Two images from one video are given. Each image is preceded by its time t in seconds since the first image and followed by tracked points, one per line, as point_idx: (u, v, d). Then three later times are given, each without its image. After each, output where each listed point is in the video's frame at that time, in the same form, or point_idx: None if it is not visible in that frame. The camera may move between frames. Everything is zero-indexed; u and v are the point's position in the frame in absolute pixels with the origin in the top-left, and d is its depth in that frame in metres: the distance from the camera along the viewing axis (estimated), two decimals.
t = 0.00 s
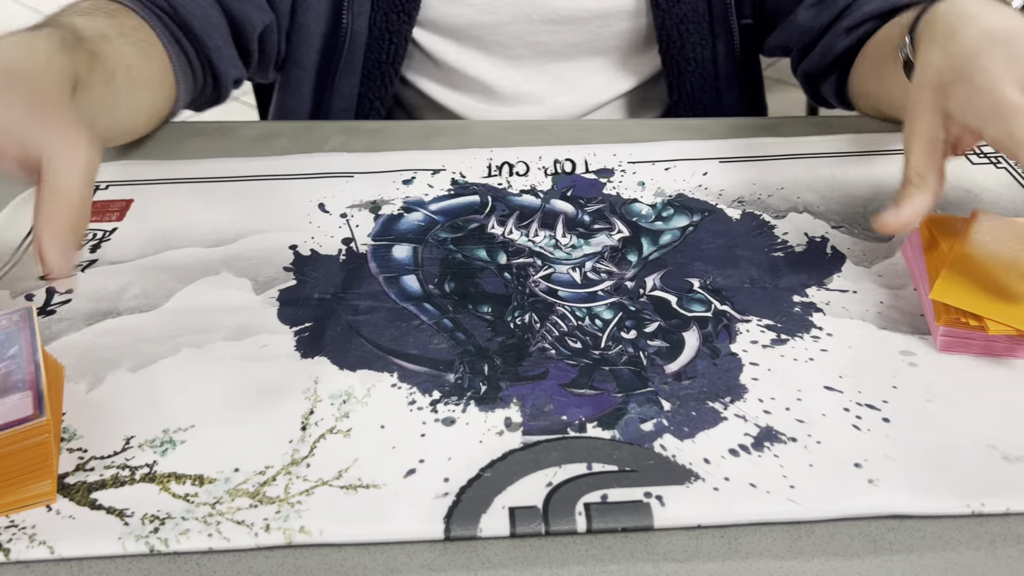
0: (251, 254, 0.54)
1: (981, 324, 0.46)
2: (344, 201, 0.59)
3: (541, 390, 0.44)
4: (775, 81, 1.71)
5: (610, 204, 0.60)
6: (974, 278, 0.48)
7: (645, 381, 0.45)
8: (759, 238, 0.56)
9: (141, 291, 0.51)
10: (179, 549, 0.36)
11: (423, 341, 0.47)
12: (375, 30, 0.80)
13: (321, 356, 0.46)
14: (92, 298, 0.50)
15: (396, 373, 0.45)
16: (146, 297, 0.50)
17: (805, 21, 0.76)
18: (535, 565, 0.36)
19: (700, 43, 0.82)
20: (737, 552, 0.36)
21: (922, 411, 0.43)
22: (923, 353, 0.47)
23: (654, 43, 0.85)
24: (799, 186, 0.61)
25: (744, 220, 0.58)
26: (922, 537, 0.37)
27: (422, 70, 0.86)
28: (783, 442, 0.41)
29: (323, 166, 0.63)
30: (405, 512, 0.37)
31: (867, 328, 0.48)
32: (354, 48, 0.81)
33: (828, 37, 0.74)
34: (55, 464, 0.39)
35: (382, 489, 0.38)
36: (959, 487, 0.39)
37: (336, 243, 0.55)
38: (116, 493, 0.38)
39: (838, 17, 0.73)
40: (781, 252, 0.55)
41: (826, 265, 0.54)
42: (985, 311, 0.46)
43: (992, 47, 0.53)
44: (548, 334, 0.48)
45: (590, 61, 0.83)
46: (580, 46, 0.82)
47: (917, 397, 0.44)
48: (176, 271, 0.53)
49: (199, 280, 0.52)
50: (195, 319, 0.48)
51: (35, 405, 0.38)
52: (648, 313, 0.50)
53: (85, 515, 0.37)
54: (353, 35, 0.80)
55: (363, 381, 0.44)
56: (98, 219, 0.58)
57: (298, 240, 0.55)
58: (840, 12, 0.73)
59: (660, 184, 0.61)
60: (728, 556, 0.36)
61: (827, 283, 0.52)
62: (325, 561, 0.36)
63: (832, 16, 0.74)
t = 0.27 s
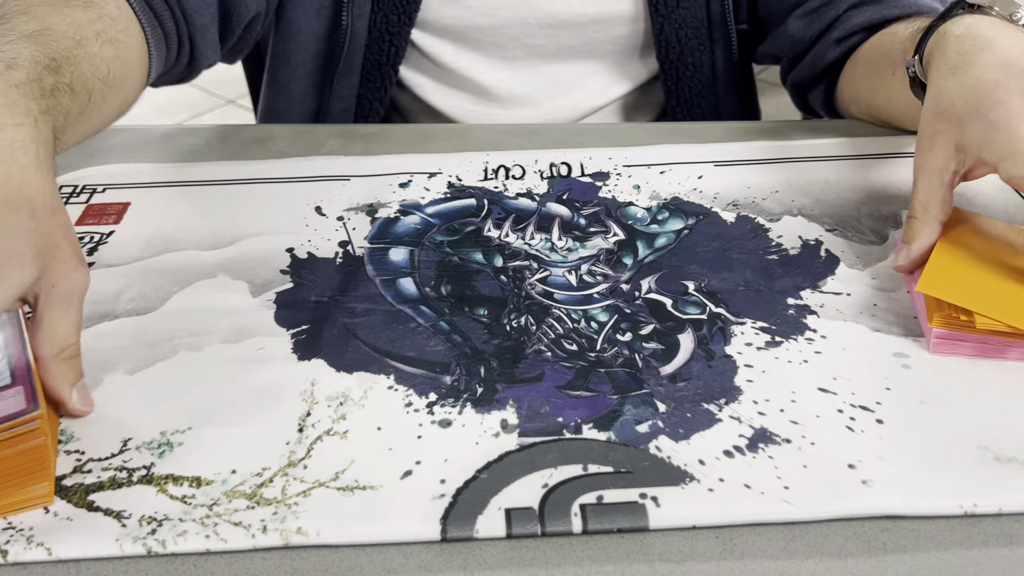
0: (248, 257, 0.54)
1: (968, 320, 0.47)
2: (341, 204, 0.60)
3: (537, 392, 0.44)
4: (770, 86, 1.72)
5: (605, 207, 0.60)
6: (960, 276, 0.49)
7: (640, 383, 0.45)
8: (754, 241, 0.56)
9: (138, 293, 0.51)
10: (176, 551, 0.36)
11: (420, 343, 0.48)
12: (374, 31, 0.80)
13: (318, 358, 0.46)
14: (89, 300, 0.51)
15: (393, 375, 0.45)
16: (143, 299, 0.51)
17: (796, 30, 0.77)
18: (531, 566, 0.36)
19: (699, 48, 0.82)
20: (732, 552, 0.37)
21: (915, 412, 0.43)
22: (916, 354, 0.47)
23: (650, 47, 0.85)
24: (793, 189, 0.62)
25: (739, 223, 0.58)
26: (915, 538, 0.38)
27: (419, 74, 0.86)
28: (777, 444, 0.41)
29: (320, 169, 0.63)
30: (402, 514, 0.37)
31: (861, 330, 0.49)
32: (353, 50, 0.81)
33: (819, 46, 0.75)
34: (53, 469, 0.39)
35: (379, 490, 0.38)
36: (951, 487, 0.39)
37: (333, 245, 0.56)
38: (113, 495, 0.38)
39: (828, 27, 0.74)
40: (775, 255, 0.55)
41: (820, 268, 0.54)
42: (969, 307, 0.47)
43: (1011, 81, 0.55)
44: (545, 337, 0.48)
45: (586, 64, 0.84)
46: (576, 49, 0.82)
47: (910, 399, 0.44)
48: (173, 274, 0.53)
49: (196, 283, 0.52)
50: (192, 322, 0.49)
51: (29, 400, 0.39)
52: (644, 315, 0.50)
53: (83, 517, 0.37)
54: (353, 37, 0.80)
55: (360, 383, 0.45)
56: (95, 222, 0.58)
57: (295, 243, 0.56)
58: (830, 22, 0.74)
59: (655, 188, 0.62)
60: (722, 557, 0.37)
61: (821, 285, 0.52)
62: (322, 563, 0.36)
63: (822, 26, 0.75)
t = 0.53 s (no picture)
0: (233, 262, 0.55)
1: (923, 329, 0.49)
2: (325, 210, 0.61)
3: (513, 395, 0.45)
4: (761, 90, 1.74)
5: (586, 212, 0.61)
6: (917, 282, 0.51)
7: (615, 386, 0.46)
8: (731, 246, 0.57)
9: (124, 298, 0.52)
10: (156, 550, 0.37)
11: (400, 347, 0.49)
12: (364, 38, 0.81)
13: (299, 362, 0.47)
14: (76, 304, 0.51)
15: (372, 378, 0.46)
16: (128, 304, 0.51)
17: (771, 35, 0.78)
18: (503, 564, 0.37)
19: (683, 52, 0.83)
20: (699, 550, 0.38)
21: (883, 413, 0.44)
22: (885, 357, 0.48)
23: (635, 53, 0.86)
24: (771, 195, 0.63)
25: (717, 228, 0.59)
26: (878, 536, 0.39)
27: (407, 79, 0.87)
28: (747, 445, 0.42)
29: (306, 174, 0.64)
30: (378, 514, 0.38)
31: (833, 334, 0.50)
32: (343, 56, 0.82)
33: (794, 50, 0.76)
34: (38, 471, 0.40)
35: (356, 491, 0.39)
36: (915, 487, 0.40)
37: (317, 250, 0.57)
38: (96, 495, 0.39)
39: (803, 32, 0.75)
40: (751, 260, 0.56)
41: (794, 272, 0.55)
42: (925, 311, 0.49)
43: (942, 97, 0.56)
44: (523, 340, 0.49)
45: (573, 70, 0.85)
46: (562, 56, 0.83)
47: (879, 401, 0.45)
48: (159, 279, 0.54)
49: (182, 287, 0.53)
50: (177, 326, 0.49)
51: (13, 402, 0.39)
52: (620, 319, 0.51)
53: (66, 517, 0.38)
54: (342, 44, 0.81)
55: (340, 386, 0.45)
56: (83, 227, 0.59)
57: (280, 248, 0.57)
58: (806, 27, 0.75)
59: (635, 193, 0.63)
60: (690, 555, 0.37)
61: (795, 290, 0.54)
62: (299, 561, 0.37)
63: (796, 32, 0.76)
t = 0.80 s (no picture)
0: (235, 264, 0.57)
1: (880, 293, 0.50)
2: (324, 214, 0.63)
3: (502, 390, 0.47)
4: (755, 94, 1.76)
5: (575, 215, 0.63)
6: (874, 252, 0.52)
7: (599, 381, 0.48)
8: (713, 248, 0.60)
9: (131, 298, 0.54)
10: (164, 535, 0.39)
11: (395, 344, 0.51)
12: (363, 49, 0.83)
13: (298, 359, 0.49)
14: (85, 304, 0.54)
15: (368, 374, 0.48)
16: (135, 304, 0.54)
17: (757, 41, 0.81)
18: (491, 548, 0.39)
19: (671, 58, 0.86)
20: (676, 536, 0.40)
21: (854, 407, 0.46)
22: (859, 354, 0.50)
23: (627, 61, 0.89)
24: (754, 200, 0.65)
25: (700, 231, 0.62)
26: (846, 523, 0.41)
27: (405, 86, 0.89)
28: (724, 437, 0.44)
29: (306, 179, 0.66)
30: (373, 501, 0.40)
31: (809, 332, 0.52)
32: (343, 68, 0.84)
33: (779, 56, 0.79)
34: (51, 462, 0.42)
35: (352, 480, 0.41)
36: (882, 477, 0.42)
37: (316, 253, 0.59)
38: (106, 484, 0.42)
39: (788, 39, 0.78)
40: (733, 261, 0.59)
41: (773, 274, 0.58)
42: (872, 280, 0.50)
43: (933, 99, 0.58)
44: (512, 338, 0.51)
45: (565, 77, 0.87)
46: (555, 63, 0.86)
47: (851, 396, 0.47)
48: (165, 280, 0.56)
49: (187, 288, 0.55)
50: (182, 325, 0.52)
51: (28, 396, 0.40)
52: (606, 318, 0.53)
53: (78, 505, 0.41)
54: (341, 55, 0.83)
55: (337, 382, 0.48)
56: (91, 230, 0.61)
57: (280, 250, 0.59)
58: (789, 35, 0.78)
59: (623, 198, 0.65)
60: (667, 540, 0.40)
61: (774, 290, 0.56)
62: (299, 546, 0.39)
63: (781, 39, 0.79)
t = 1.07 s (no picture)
0: (254, 271, 0.59)
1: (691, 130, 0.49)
2: (340, 223, 0.65)
3: (512, 394, 0.49)
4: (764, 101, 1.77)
5: (584, 223, 0.65)
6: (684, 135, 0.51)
7: (606, 385, 0.50)
8: (718, 255, 0.61)
9: (155, 304, 0.56)
10: (187, 532, 0.41)
11: (408, 349, 0.52)
12: (379, 61, 0.85)
13: (315, 363, 0.51)
14: (111, 310, 0.56)
15: (383, 378, 0.50)
16: (159, 310, 0.56)
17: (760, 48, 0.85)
18: (500, 545, 0.41)
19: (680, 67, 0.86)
20: (679, 535, 0.41)
21: (855, 410, 0.48)
22: (860, 359, 0.51)
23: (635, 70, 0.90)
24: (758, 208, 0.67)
25: (706, 239, 0.63)
26: (845, 523, 0.42)
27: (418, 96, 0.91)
28: (727, 439, 0.46)
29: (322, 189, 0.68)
30: (387, 500, 0.42)
31: (812, 338, 0.53)
32: (359, 77, 0.86)
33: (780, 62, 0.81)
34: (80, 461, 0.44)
35: (367, 480, 0.43)
36: (881, 479, 0.43)
37: (332, 260, 0.61)
38: (132, 483, 0.43)
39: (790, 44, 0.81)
40: (737, 268, 0.60)
41: (777, 280, 0.59)
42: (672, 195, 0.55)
43: (815, 106, 0.61)
44: (522, 343, 0.53)
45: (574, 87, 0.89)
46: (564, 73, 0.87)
47: (852, 399, 0.48)
48: (187, 286, 0.58)
49: (208, 294, 0.57)
50: (204, 330, 0.54)
51: (58, 398, 0.42)
52: (613, 323, 0.55)
53: (106, 503, 0.42)
54: (359, 65, 0.85)
55: (353, 386, 0.49)
56: (115, 238, 0.63)
57: (298, 258, 0.61)
58: (790, 40, 0.81)
59: (630, 206, 0.67)
60: (671, 539, 0.41)
61: (778, 296, 0.57)
62: (316, 542, 0.41)
63: (783, 44, 0.82)
